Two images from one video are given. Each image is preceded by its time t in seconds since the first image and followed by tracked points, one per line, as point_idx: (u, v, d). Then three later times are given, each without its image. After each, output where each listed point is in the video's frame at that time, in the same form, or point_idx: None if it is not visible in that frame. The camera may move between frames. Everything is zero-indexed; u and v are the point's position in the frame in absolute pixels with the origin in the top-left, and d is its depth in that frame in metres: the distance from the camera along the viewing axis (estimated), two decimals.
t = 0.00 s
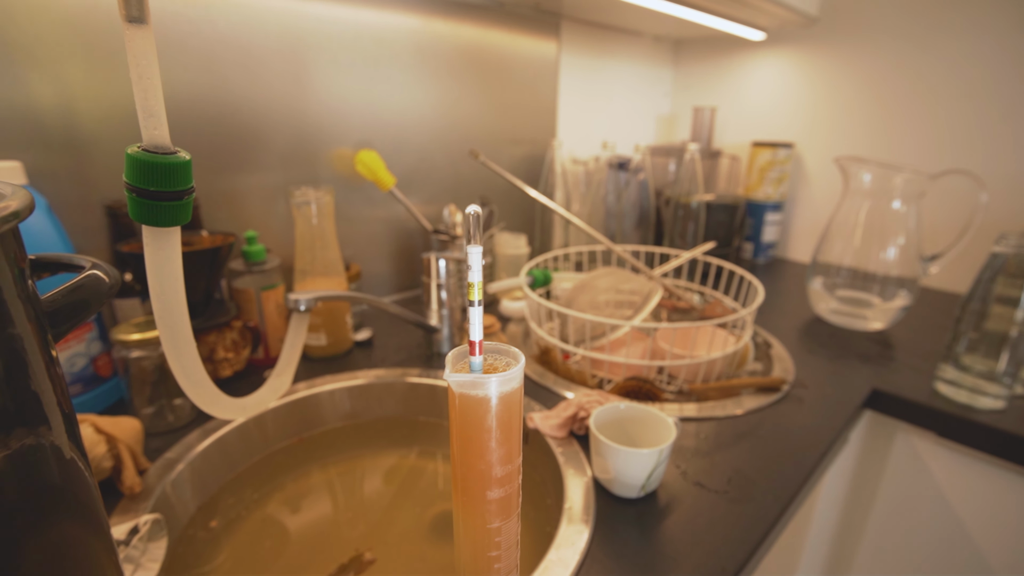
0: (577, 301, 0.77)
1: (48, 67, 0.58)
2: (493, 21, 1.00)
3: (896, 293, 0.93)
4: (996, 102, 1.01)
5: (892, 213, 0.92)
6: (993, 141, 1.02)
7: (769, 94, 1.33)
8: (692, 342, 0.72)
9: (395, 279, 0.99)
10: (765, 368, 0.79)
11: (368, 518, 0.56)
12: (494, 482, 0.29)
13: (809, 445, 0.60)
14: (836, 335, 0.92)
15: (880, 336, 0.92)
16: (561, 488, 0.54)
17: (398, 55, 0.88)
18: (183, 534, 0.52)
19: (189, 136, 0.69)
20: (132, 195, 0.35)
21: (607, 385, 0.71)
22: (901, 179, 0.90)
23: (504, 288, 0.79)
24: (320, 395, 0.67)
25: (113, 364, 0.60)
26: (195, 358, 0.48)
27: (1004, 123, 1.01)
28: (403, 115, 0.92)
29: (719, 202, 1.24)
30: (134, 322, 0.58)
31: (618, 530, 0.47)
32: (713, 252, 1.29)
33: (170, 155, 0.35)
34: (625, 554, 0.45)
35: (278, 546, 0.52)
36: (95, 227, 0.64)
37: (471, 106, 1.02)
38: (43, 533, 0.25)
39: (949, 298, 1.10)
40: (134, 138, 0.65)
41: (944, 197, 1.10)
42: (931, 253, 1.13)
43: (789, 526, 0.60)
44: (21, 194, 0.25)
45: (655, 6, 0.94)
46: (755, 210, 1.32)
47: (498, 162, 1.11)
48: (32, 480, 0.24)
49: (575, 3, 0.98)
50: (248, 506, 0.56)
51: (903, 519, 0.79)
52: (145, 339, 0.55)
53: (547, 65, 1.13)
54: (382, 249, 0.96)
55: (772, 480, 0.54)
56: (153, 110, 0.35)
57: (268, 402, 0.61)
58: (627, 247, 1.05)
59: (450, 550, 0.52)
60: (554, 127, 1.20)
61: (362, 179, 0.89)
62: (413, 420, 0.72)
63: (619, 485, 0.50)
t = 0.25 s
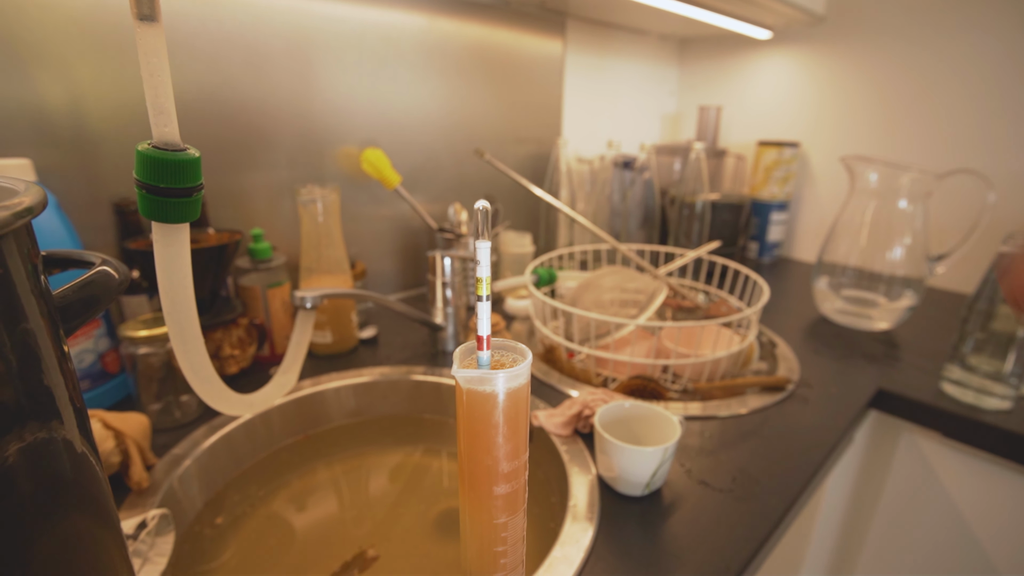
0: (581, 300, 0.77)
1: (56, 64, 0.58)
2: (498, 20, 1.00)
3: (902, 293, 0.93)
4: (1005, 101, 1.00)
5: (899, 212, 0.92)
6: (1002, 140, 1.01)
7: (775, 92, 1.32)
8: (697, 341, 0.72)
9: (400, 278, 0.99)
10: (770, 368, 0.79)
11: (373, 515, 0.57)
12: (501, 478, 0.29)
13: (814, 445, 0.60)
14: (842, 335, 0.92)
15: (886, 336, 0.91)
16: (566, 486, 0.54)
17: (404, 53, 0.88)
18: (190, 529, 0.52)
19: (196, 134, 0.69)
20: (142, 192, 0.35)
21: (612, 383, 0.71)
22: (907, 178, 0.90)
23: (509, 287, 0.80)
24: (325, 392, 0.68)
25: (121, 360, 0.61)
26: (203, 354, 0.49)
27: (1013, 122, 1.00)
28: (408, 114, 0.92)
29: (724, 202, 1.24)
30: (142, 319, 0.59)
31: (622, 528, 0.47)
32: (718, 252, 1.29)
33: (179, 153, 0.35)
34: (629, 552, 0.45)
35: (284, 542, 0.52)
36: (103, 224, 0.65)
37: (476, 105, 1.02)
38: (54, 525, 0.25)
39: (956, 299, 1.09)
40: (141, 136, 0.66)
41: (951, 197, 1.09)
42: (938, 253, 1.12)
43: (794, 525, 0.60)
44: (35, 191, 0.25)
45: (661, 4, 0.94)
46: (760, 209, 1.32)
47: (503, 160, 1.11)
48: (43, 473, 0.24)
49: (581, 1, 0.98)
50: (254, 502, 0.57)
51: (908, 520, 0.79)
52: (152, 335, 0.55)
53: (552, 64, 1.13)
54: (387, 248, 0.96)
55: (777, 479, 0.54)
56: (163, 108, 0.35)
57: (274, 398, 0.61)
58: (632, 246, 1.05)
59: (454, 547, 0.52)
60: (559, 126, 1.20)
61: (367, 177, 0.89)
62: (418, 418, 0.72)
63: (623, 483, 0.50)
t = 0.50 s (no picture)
0: (579, 299, 0.77)
1: (51, 62, 0.58)
2: (497, 19, 0.99)
3: (899, 293, 0.93)
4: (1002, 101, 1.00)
5: (895, 213, 0.92)
6: (998, 140, 1.01)
7: (773, 92, 1.32)
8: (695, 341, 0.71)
9: (397, 277, 0.99)
10: (768, 368, 0.79)
11: (369, 515, 0.57)
12: (496, 479, 0.29)
13: (811, 445, 0.60)
14: (839, 335, 0.92)
15: (884, 336, 0.91)
16: (563, 486, 0.54)
17: (402, 52, 0.88)
18: (185, 529, 0.52)
19: (192, 132, 0.69)
20: (134, 190, 0.35)
21: (609, 383, 0.71)
22: (904, 178, 0.90)
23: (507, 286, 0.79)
24: (322, 392, 0.67)
25: (115, 360, 0.60)
26: (197, 354, 0.48)
27: (1009, 123, 1.00)
28: (406, 113, 0.91)
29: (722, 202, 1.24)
30: (137, 319, 0.58)
31: (619, 529, 0.47)
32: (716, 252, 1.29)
33: (173, 151, 0.35)
34: (626, 553, 0.44)
35: (279, 543, 0.52)
36: (98, 223, 0.64)
37: (475, 104, 1.01)
38: (43, 528, 0.25)
39: (952, 299, 1.09)
40: (136, 134, 0.65)
41: (948, 197, 1.10)
42: (934, 253, 1.12)
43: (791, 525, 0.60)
44: (24, 189, 0.25)
45: (659, 5, 0.94)
46: (758, 209, 1.32)
47: (501, 160, 1.11)
48: (33, 475, 0.24)
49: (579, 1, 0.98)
50: (249, 503, 0.56)
51: (905, 520, 0.79)
52: (147, 335, 0.55)
53: (550, 63, 1.13)
54: (385, 247, 0.96)
55: (774, 479, 0.54)
56: (156, 105, 0.35)
57: (269, 398, 0.61)
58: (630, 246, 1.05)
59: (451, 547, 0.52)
60: (557, 126, 1.20)
61: (365, 176, 0.89)
62: (415, 418, 0.72)
63: (620, 484, 0.50)
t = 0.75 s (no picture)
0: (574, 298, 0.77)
1: (41, 62, 0.57)
2: (491, 18, 0.99)
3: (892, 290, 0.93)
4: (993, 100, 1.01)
5: (888, 210, 0.93)
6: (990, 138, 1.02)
7: (767, 91, 1.33)
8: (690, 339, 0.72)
9: (392, 277, 0.99)
10: (762, 365, 0.79)
11: (364, 515, 0.56)
12: (487, 477, 0.29)
13: (805, 442, 0.60)
14: (833, 332, 0.93)
15: (877, 334, 0.92)
16: (557, 484, 0.54)
17: (395, 51, 0.87)
18: (178, 531, 0.51)
19: (184, 132, 0.69)
20: (124, 190, 0.35)
21: (604, 382, 0.71)
22: (897, 177, 0.91)
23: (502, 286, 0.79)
24: (316, 392, 0.67)
25: (108, 361, 0.60)
26: (189, 354, 0.48)
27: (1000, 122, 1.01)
28: (400, 112, 0.91)
29: (717, 200, 1.24)
30: (129, 319, 0.58)
31: (614, 527, 0.47)
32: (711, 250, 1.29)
33: (163, 150, 0.35)
34: (620, 551, 0.45)
35: (274, 544, 0.52)
36: (90, 223, 0.64)
37: (469, 103, 1.01)
38: (32, 531, 0.25)
39: (944, 296, 1.10)
40: (128, 133, 0.65)
41: (940, 195, 1.10)
42: (927, 251, 1.13)
43: (785, 522, 0.60)
44: (11, 189, 0.25)
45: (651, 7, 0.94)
46: (752, 207, 1.32)
47: (496, 159, 1.11)
48: (22, 478, 0.24)
49: None
50: (243, 504, 0.56)
51: (898, 515, 0.80)
52: (139, 336, 0.55)
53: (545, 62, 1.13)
54: (379, 247, 0.95)
55: (768, 476, 0.54)
56: (146, 105, 0.35)
57: (263, 399, 0.61)
58: (625, 245, 1.05)
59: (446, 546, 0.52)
60: (552, 125, 1.20)
61: (359, 176, 0.88)
62: (409, 418, 0.71)
63: (615, 482, 0.50)
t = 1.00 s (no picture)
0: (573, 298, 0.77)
1: (40, 61, 0.57)
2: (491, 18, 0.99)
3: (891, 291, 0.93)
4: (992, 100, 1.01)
5: (887, 211, 0.93)
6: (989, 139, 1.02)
7: (766, 92, 1.33)
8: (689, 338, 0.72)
9: (391, 276, 0.99)
10: (761, 365, 0.79)
11: (363, 515, 0.56)
12: (487, 477, 0.29)
13: (805, 442, 0.60)
14: (832, 333, 0.93)
15: (876, 334, 0.92)
16: (557, 484, 0.54)
17: (395, 51, 0.87)
18: (177, 530, 0.51)
19: (183, 132, 0.68)
20: (123, 189, 0.34)
21: (604, 382, 0.71)
22: (896, 177, 0.91)
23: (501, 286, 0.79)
24: (315, 392, 0.67)
25: (107, 360, 0.60)
26: (188, 353, 0.48)
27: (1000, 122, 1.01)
28: (400, 111, 0.91)
29: (716, 200, 1.24)
30: (128, 319, 0.58)
31: (613, 527, 0.47)
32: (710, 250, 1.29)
33: (162, 149, 0.35)
34: (620, 551, 0.45)
35: (273, 543, 0.52)
36: (90, 222, 0.64)
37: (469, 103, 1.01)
38: (31, 530, 0.25)
39: (944, 297, 1.10)
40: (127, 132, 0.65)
41: (939, 195, 1.11)
42: (926, 251, 1.13)
43: (785, 521, 0.60)
44: (10, 188, 0.24)
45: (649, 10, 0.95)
46: (752, 207, 1.32)
47: (496, 159, 1.11)
48: (20, 477, 0.24)
49: None
50: (243, 503, 0.56)
51: (898, 516, 0.80)
52: (139, 335, 0.55)
53: (545, 62, 1.13)
54: (379, 247, 0.95)
55: (767, 476, 0.54)
56: (145, 104, 0.35)
57: (262, 398, 0.61)
58: (624, 245, 1.05)
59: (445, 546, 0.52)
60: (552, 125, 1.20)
61: (359, 175, 0.88)
62: (409, 417, 0.71)
63: (614, 482, 0.50)
